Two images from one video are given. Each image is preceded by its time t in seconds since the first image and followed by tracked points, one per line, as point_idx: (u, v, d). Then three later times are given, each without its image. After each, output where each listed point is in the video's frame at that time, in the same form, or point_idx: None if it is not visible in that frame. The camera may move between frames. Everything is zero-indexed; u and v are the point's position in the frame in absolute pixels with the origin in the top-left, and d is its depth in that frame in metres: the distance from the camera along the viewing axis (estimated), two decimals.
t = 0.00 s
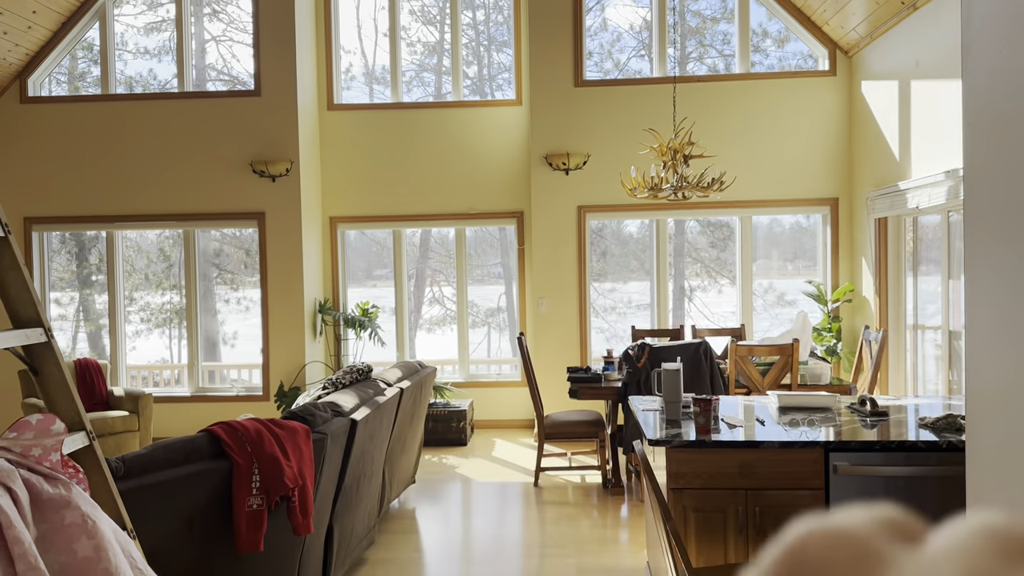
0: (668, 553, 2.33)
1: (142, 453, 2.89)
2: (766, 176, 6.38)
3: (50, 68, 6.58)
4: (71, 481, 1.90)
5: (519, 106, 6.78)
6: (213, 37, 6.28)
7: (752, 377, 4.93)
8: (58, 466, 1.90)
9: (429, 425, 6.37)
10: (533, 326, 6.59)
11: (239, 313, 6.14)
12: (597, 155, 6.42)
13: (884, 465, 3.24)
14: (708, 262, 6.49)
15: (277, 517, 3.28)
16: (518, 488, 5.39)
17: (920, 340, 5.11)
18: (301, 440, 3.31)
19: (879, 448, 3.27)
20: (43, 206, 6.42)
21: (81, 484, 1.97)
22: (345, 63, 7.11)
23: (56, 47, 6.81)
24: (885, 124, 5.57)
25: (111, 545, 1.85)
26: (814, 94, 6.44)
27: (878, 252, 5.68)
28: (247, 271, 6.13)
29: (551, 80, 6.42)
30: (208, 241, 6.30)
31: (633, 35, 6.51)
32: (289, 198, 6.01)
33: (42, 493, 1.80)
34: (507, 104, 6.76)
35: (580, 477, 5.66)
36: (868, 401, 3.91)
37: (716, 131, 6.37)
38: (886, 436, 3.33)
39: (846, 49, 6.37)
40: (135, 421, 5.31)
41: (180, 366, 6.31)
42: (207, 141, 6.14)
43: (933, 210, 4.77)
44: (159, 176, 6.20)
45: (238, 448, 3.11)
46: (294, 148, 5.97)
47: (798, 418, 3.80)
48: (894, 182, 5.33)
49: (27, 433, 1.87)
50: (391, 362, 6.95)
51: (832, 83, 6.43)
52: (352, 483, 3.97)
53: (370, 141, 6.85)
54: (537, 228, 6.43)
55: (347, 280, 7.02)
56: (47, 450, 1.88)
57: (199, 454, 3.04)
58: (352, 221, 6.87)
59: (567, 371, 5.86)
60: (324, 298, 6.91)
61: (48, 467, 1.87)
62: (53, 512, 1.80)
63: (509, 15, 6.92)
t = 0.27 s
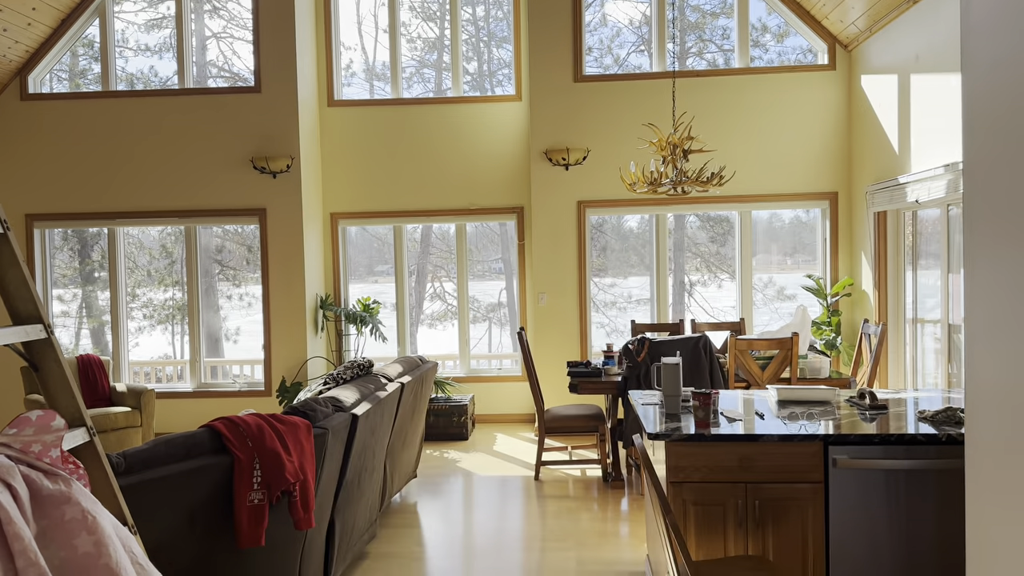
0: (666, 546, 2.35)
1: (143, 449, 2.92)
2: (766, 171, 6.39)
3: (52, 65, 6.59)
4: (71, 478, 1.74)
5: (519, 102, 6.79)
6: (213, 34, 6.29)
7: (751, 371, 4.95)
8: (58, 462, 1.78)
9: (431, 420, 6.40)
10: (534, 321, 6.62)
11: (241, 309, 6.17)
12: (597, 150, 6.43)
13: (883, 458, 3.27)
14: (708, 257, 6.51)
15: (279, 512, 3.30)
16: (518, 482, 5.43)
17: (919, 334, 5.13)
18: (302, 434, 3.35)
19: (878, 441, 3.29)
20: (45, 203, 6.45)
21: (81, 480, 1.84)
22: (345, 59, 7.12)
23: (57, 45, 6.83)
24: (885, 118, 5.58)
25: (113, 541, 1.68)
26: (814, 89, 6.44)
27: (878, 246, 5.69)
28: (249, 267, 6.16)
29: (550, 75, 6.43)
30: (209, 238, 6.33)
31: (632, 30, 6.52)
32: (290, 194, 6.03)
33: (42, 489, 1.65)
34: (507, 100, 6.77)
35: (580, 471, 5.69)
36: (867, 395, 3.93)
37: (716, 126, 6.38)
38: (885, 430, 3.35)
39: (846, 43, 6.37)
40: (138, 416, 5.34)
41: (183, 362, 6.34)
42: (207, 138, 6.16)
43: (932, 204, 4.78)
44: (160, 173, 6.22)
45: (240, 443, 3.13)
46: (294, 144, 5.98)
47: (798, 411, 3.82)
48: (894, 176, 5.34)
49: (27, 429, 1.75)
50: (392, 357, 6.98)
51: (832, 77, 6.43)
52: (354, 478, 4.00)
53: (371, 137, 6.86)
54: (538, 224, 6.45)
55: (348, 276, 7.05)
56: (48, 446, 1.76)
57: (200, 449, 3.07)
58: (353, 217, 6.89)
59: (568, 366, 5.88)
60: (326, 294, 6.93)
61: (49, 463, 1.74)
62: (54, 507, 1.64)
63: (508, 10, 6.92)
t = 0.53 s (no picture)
0: (673, 540, 2.34)
1: (146, 445, 2.91)
2: (769, 164, 6.36)
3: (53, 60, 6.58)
4: (73, 473, 1.74)
5: (521, 96, 6.76)
6: (214, 29, 6.26)
7: (755, 365, 4.93)
8: (60, 458, 1.76)
9: (434, 415, 6.39)
10: (537, 316, 6.60)
11: (243, 305, 6.16)
12: (599, 144, 6.41)
13: (888, 452, 3.25)
14: (711, 251, 6.49)
15: (283, 507, 3.30)
16: (522, 477, 5.42)
17: (924, 327, 5.11)
18: (306, 430, 3.34)
19: (884, 435, 3.27)
20: (47, 199, 6.44)
21: (83, 476, 1.83)
22: (346, 54, 7.09)
23: (58, 40, 6.81)
24: (889, 111, 5.54)
25: (116, 536, 1.67)
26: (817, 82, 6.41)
27: (882, 240, 5.67)
28: (251, 263, 6.15)
29: (552, 69, 6.40)
30: (211, 233, 6.31)
31: (635, 24, 6.48)
32: (291, 189, 6.01)
33: (44, 485, 1.64)
34: (509, 94, 6.74)
35: (584, 465, 5.68)
36: (873, 388, 3.91)
37: (719, 120, 6.35)
38: (891, 424, 3.33)
39: (850, 36, 6.33)
40: (140, 412, 5.33)
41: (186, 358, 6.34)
42: (209, 133, 6.14)
43: (937, 197, 4.75)
44: (162, 168, 6.21)
45: (243, 438, 3.12)
46: (296, 139, 5.96)
47: (803, 405, 3.81)
48: (898, 169, 5.31)
49: (28, 425, 1.74)
50: (395, 352, 6.97)
51: (835, 70, 6.39)
52: (357, 473, 3.99)
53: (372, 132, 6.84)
54: (540, 218, 6.43)
55: (351, 271, 7.03)
56: (49, 442, 1.75)
57: (203, 445, 3.06)
58: (355, 212, 6.87)
59: (571, 361, 5.86)
60: (328, 289, 6.92)
61: (50, 459, 1.73)
62: (55, 503, 1.63)
63: (510, 4, 6.89)
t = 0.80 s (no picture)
0: (677, 533, 2.33)
1: (150, 440, 2.92)
2: (772, 157, 6.34)
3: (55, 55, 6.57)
4: (76, 468, 1.73)
5: (523, 89, 6.74)
6: (216, 23, 6.22)
7: (759, 359, 4.92)
8: (64, 452, 1.76)
9: (437, 409, 6.39)
10: (540, 310, 6.59)
11: (246, 299, 6.16)
12: (602, 137, 6.39)
13: (893, 446, 3.24)
14: (714, 244, 6.47)
15: (286, 502, 3.30)
16: (525, 470, 5.42)
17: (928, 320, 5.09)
18: (309, 424, 3.34)
19: (889, 429, 3.26)
20: (49, 193, 6.44)
21: (87, 471, 1.83)
22: (348, 47, 7.06)
23: (60, 35, 6.80)
24: (894, 103, 5.51)
25: (120, 531, 1.67)
26: (822, 74, 6.37)
27: (886, 233, 5.64)
28: (254, 257, 6.14)
29: (555, 62, 6.38)
30: (214, 228, 6.31)
31: (637, 16, 6.45)
32: (294, 183, 6.00)
33: (48, 480, 1.64)
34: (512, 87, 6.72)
35: (587, 459, 5.68)
36: (877, 381, 3.89)
37: (722, 112, 6.33)
38: (895, 417, 3.32)
39: (854, 27, 6.29)
40: (144, 406, 5.34)
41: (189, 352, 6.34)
42: (211, 127, 6.13)
43: (941, 189, 4.73)
44: (164, 163, 6.20)
45: (247, 432, 3.12)
46: (298, 133, 5.94)
47: (807, 399, 3.80)
48: (903, 161, 5.29)
49: (31, 420, 1.74)
50: (398, 346, 6.97)
51: (840, 62, 6.36)
52: (361, 467, 3.99)
53: (374, 126, 6.83)
54: (543, 212, 6.41)
55: (353, 265, 7.02)
56: (53, 436, 1.74)
57: (206, 439, 3.06)
58: (357, 206, 6.86)
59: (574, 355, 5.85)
60: (330, 283, 6.91)
61: (55, 454, 1.73)
62: (59, 498, 1.63)
63: None
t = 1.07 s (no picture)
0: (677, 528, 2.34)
1: (152, 434, 2.94)
2: (774, 152, 6.33)
3: (57, 50, 6.57)
4: (79, 463, 1.74)
5: (525, 84, 6.73)
6: (218, 18, 6.20)
7: (760, 354, 4.92)
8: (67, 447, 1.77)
9: (439, 404, 6.40)
10: (541, 305, 6.59)
11: (248, 294, 6.16)
12: (604, 132, 6.38)
13: (894, 441, 3.24)
14: (716, 240, 6.47)
15: (289, 496, 3.31)
16: (526, 465, 5.43)
17: (930, 316, 5.08)
18: (312, 419, 3.35)
19: (890, 424, 3.26)
20: (52, 189, 6.45)
21: (89, 466, 1.85)
22: (350, 42, 7.05)
23: (62, 30, 6.81)
24: (897, 98, 5.49)
25: (123, 525, 1.68)
26: (824, 68, 6.35)
27: (888, 228, 5.63)
28: (256, 252, 6.15)
29: (557, 56, 6.36)
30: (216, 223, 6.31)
31: (639, 11, 6.43)
32: (295, 178, 6.00)
33: (52, 474, 1.65)
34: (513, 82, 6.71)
35: (589, 454, 5.69)
36: (878, 376, 3.90)
37: (724, 107, 6.32)
38: (897, 412, 3.33)
39: (856, 22, 6.27)
40: (147, 401, 5.36)
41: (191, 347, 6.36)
42: (213, 122, 6.12)
43: (944, 184, 4.72)
44: (166, 158, 6.20)
45: (248, 427, 3.13)
46: (299, 128, 5.94)
47: (808, 394, 3.80)
48: (905, 156, 5.27)
49: (35, 415, 1.75)
50: (400, 342, 6.98)
51: (843, 56, 6.34)
52: (363, 462, 4.01)
53: (376, 121, 6.82)
54: (544, 207, 6.41)
55: (355, 260, 7.03)
56: (56, 431, 1.76)
57: (208, 435, 3.08)
58: (359, 201, 6.86)
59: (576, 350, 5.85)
60: (332, 279, 6.92)
61: (59, 448, 1.74)
62: (63, 493, 1.64)
63: None
